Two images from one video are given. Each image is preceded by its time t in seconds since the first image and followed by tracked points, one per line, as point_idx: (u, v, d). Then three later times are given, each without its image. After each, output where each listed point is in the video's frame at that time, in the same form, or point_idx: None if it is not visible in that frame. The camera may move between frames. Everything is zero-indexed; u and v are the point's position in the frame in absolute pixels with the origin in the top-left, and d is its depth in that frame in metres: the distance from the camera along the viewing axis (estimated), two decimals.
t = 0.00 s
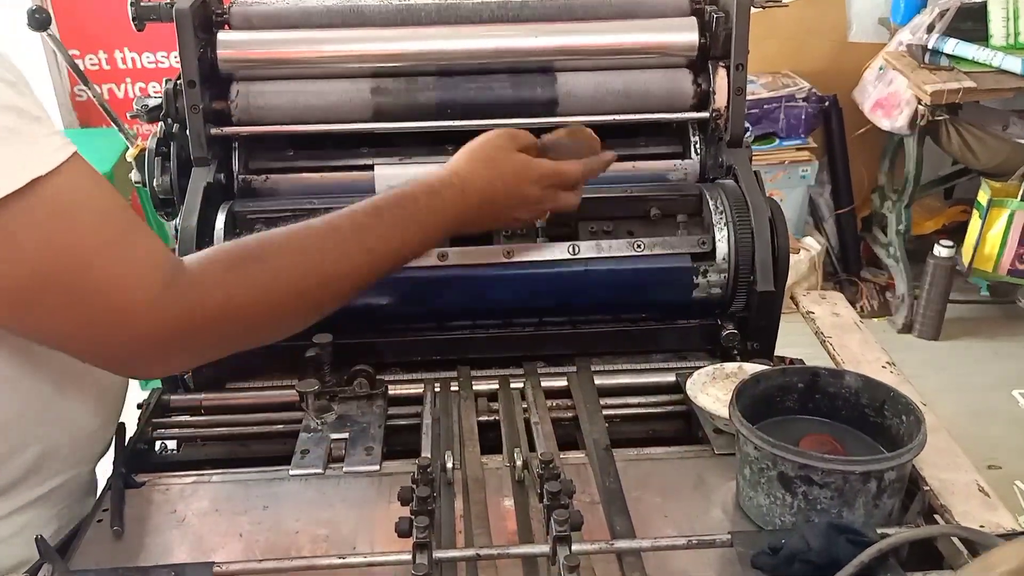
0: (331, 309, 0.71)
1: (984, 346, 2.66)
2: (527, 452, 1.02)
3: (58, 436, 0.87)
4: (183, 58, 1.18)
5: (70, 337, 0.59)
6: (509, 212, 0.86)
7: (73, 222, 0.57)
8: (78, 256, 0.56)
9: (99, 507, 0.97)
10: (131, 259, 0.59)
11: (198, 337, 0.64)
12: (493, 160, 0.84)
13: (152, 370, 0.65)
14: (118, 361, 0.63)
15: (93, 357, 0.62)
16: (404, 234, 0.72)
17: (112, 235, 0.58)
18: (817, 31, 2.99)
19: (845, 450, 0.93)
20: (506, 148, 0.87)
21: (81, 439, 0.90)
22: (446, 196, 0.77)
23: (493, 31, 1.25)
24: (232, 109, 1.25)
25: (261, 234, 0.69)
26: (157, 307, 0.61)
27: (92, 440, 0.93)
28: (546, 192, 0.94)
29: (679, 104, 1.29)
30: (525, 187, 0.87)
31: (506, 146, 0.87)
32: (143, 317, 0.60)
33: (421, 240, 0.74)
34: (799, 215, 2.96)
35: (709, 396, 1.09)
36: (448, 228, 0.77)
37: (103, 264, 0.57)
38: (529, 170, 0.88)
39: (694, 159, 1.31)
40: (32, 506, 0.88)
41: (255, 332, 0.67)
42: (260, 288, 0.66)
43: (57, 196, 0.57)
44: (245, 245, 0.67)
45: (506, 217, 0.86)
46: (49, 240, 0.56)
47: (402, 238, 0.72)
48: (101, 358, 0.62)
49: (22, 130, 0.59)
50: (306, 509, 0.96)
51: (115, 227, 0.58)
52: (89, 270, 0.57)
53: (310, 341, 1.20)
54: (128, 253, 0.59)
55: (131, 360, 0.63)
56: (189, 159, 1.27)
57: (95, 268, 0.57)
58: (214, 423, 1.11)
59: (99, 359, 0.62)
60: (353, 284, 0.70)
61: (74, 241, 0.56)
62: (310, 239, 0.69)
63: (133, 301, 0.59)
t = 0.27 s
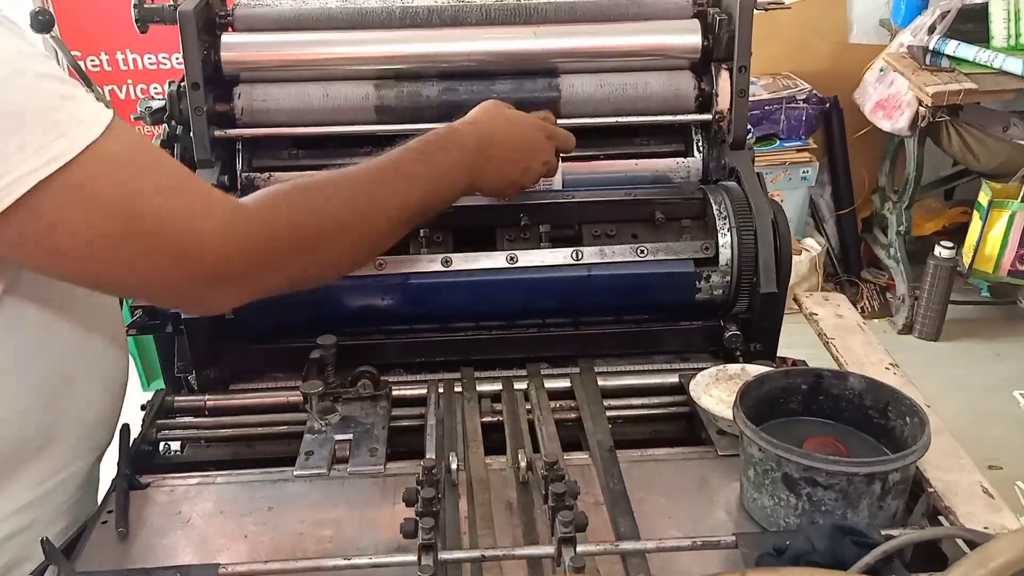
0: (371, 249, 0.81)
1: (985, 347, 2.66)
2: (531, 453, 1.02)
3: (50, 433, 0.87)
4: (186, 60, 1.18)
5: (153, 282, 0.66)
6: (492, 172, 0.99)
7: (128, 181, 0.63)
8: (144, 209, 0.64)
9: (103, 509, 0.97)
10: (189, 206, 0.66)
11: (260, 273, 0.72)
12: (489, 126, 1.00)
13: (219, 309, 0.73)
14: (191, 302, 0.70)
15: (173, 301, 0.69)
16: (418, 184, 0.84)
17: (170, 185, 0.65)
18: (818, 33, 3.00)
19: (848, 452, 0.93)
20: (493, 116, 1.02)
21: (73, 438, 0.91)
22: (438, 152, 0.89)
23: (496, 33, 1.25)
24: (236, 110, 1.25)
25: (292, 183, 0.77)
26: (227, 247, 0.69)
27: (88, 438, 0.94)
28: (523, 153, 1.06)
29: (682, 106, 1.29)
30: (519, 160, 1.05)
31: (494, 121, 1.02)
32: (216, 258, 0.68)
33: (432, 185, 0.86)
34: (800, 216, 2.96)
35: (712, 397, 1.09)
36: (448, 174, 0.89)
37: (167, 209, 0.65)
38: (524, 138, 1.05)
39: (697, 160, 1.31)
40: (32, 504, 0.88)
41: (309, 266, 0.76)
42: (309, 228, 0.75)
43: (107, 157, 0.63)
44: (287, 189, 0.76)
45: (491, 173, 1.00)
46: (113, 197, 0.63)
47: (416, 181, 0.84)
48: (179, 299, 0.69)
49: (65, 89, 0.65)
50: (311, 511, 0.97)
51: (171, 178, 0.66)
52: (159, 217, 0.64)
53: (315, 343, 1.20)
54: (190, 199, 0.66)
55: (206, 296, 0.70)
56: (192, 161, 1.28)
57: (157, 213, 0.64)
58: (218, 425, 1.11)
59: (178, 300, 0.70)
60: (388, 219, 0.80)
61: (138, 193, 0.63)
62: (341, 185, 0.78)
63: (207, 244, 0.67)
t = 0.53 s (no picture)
0: (246, 327, 0.89)
1: (986, 348, 2.66)
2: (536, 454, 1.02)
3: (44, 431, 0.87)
4: (190, 61, 1.18)
5: (86, 366, 0.71)
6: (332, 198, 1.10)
7: (111, 253, 0.68)
8: (117, 293, 0.68)
9: (108, 510, 0.97)
10: (145, 268, 0.71)
11: (172, 369, 0.77)
12: (327, 176, 1.09)
13: (148, 394, 0.78)
14: (127, 381, 0.74)
15: (75, 379, 0.72)
16: (263, 258, 0.90)
17: (131, 256, 0.69)
18: (819, 35, 3.00)
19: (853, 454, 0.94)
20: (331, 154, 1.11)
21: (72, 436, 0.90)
22: (274, 211, 0.97)
23: (499, 35, 1.25)
24: (240, 111, 1.26)
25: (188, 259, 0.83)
26: (173, 324, 0.74)
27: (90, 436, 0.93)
28: (358, 184, 1.14)
29: (686, 108, 1.30)
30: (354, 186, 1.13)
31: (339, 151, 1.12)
32: (153, 349, 0.73)
33: (274, 254, 0.92)
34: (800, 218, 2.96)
35: (716, 398, 1.09)
36: (315, 209, 1.05)
37: (138, 314, 0.70)
38: (360, 171, 1.14)
39: (699, 161, 1.31)
40: (26, 503, 0.88)
41: (202, 352, 0.81)
42: (206, 345, 0.81)
43: (96, 214, 0.68)
44: (204, 256, 0.85)
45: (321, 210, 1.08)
46: (78, 271, 0.66)
47: (264, 257, 0.91)
48: (94, 381, 0.73)
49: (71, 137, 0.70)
50: (316, 512, 0.97)
51: (134, 251, 0.70)
52: (117, 307, 0.69)
53: (318, 344, 1.20)
54: (148, 276, 0.71)
55: (132, 378, 0.74)
56: (196, 162, 1.28)
57: (131, 283, 0.69)
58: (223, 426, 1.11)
59: (116, 385, 0.74)
60: (250, 302, 0.87)
61: (114, 273, 0.68)
62: (236, 245, 0.89)
63: (145, 346, 0.73)
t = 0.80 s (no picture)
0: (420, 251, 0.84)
1: (987, 350, 2.66)
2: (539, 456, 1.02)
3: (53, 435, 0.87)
4: (194, 62, 1.18)
5: (258, 251, 0.69)
6: (547, 188, 1.02)
7: (232, 156, 0.68)
8: (237, 180, 0.67)
9: (111, 511, 0.97)
10: (274, 191, 0.70)
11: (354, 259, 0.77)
12: (546, 147, 1.04)
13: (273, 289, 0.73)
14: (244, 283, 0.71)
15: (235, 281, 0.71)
16: (479, 189, 0.89)
17: (241, 165, 0.68)
18: (820, 37, 3.00)
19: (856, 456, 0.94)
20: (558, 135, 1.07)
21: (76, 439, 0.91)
22: (502, 167, 0.94)
23: (502, 37, 1.25)
24: (243, 113, 1.26)
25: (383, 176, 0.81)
26: (329, 229, 0.73)
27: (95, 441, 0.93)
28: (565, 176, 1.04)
29: (688, 109, 1.30)
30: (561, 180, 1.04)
31: (557, 139, 1.06)
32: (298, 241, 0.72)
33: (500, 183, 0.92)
34: (801, 219, 2.97)
35: (718, 399, 1.09)
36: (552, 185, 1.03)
37: (280, 188, 0.70)
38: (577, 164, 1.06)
39: (702, 163, 1.31)
40: (30, 508, 0.88)
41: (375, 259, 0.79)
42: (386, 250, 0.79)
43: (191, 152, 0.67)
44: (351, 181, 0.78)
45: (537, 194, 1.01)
46: (208, 183, 0.67)
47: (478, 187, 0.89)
48: (245, 281, 0.71)
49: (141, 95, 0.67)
50: (319, 513, 0.97)
51: (246, 161, 0.69)
52: (257, 192, 0.68)
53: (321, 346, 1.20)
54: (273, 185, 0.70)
55: (284, 275, 0.73)
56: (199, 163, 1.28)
57: (256, 186, 0.69)
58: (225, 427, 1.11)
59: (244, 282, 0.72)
60: (450, 220, 0.85)
61: (224, 173, 0.67)
62: (402, 186, 0.81)
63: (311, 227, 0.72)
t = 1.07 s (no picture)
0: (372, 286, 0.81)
1: (987, 351, 2.66)
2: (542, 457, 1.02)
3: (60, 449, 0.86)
4: (196, 62, 1.18)
5: (190, 355, 0.67)
6: (435, 204, 0.86)
7: (190, 223, 0.65)
8: (217, 294, 0.65)
9: (114, 512, 0.97)
10: (231, 285, 0.66)
11: (314, 318, 0.77)
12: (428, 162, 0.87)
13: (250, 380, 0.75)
14: (252, 359, 0.73)
15: (182, 374, 0.69)
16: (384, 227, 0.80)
17: (196, 241, 0.64)
18: (821, 38, 3.00)
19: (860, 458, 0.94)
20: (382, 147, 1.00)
21: (84, 455, 0.90)
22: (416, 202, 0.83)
23: (505, 37, 1.25)
24: (245, 113, 1.25)
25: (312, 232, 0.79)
26: (277, 305, 0.72)
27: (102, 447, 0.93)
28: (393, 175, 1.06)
29: (691, 110, 1.29)
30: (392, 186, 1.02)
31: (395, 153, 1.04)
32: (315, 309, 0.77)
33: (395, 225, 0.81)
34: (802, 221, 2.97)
35: (721, 401, 1.09)
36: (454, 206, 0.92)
37: (241, 310, 0.68)
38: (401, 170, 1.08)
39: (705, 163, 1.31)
40: (27, 519, 0.87)
41: (299, 334, 0.77)
42: (361, 271, 0.79)
43: (179, 222, 0.64)
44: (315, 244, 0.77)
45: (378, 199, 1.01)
46: (185, 255, 0.63)
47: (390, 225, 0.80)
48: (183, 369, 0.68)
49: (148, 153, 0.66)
50: (322, 514, 0.96)
51: (207, 241, 0.65)
52: (216, 299, 0.66)
53: (324, 346, 1.20)
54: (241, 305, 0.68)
55: (223, 369, 0.70)
56: (201, 163, 1.27)
57: (198, 295, 0.64)
58: (228, 428, 1.11)
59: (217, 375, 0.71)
60: (389, 258, 0.81)
61: (191, 268, 0.64)
62: (361, 212, 0.80)
63: (240, 336, 0.68)
